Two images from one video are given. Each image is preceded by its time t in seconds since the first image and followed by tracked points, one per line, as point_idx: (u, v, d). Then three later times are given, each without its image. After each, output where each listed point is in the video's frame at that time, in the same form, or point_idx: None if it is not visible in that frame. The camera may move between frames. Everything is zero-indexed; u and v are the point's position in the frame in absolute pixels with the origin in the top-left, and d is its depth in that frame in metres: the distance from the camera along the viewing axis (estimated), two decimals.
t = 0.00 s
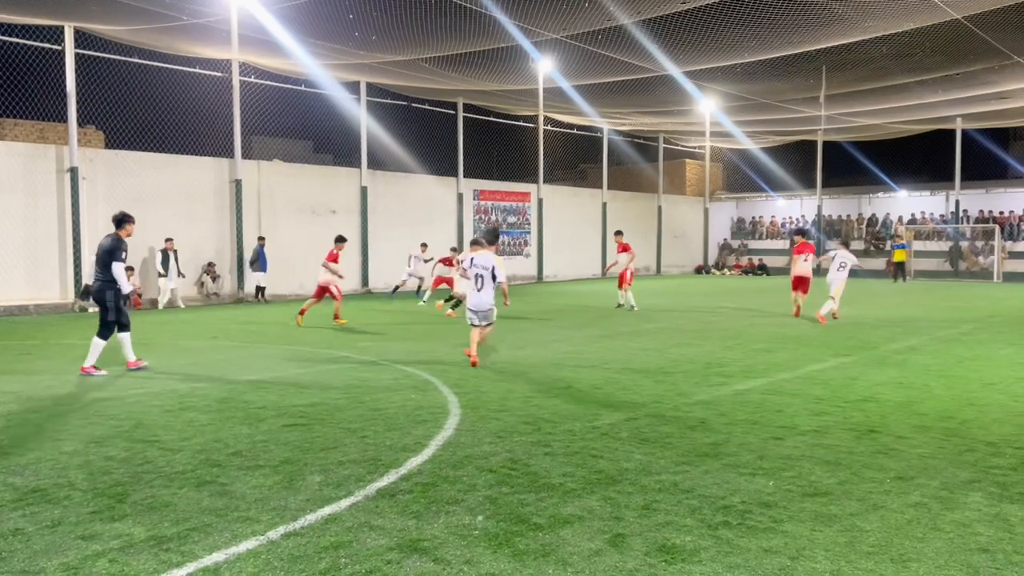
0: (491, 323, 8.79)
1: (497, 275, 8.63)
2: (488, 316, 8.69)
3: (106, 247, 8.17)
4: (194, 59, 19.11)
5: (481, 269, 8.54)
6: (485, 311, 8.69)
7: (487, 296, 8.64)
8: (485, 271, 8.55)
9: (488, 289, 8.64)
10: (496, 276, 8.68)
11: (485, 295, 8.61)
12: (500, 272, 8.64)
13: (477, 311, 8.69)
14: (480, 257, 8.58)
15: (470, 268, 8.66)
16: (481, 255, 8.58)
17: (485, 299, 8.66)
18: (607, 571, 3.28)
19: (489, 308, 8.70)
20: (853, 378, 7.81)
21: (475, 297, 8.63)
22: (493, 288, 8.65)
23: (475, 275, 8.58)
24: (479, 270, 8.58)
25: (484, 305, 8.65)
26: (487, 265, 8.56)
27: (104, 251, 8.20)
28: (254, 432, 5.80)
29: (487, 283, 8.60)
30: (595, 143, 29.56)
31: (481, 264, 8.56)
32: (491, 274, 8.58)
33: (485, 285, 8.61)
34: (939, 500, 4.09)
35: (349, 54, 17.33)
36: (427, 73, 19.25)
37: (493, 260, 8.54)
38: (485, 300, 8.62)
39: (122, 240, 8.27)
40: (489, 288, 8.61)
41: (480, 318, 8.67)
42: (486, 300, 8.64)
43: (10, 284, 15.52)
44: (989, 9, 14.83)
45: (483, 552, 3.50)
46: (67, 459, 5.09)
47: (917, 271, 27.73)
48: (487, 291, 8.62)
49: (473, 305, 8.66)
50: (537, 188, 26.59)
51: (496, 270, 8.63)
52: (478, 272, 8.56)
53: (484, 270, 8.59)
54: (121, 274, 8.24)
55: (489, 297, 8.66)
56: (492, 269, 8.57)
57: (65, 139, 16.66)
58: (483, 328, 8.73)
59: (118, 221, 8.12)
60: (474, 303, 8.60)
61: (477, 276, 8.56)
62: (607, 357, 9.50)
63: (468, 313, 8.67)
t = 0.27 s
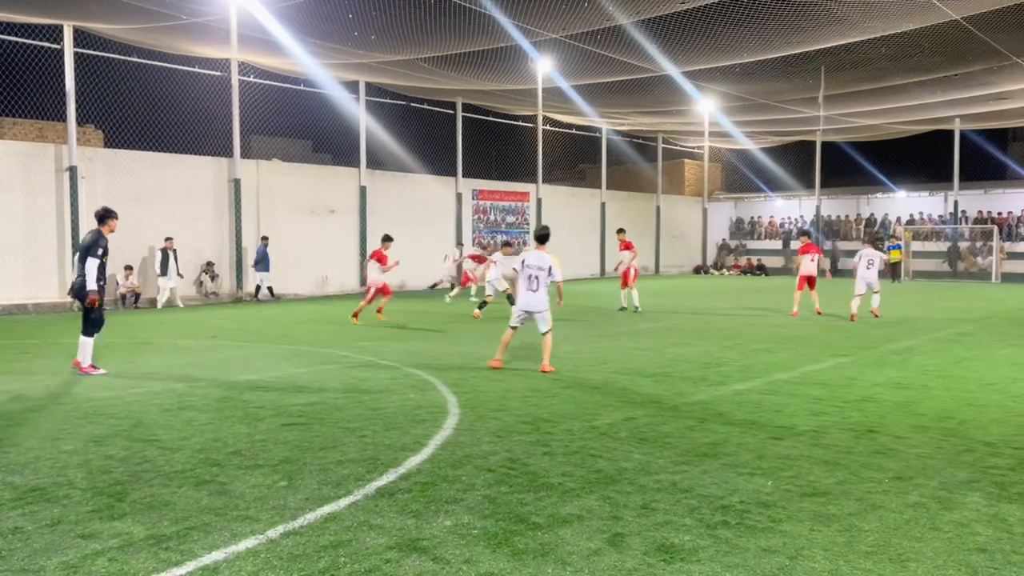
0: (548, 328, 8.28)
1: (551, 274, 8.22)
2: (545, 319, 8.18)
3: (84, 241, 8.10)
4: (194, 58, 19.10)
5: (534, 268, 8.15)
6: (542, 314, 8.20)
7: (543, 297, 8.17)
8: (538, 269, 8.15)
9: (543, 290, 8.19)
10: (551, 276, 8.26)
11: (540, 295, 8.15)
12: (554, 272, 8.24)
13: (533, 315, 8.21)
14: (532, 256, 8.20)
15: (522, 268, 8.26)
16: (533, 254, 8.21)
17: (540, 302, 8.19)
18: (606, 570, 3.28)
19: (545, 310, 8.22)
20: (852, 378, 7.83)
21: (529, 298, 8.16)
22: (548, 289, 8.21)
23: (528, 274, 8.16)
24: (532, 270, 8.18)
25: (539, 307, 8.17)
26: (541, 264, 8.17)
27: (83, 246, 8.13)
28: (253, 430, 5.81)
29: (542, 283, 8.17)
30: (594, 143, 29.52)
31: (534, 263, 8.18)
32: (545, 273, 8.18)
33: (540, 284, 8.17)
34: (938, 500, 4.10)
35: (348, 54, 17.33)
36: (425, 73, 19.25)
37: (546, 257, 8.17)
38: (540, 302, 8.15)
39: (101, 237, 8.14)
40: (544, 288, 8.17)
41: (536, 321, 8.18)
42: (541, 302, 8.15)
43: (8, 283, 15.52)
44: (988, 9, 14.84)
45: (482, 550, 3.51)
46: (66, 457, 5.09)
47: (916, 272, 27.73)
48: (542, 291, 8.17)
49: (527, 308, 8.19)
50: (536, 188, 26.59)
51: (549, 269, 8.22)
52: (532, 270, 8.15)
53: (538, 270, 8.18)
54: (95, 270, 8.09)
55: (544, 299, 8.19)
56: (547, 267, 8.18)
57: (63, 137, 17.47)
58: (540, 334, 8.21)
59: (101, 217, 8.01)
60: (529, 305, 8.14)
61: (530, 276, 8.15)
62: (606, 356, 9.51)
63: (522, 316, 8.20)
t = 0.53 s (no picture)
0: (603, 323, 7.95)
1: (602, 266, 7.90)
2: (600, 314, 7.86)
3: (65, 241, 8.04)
4: (190, 56, 19.07)
5: (583, 263, 7.83)
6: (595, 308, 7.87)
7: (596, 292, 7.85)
8: (587, 264, 7.83)
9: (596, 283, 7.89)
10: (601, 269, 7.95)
11: (594, 290, 7.82)
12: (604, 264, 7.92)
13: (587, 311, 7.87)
14: (579, 250, 7.89)
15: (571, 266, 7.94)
16: (579, 248, 7.90)
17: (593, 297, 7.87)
18: (601, 569, 3.28)
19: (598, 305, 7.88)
20: (847, 378, 7.85)
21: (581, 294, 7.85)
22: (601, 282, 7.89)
23: (578, 270, 7.86)
24: (581, 265, 7.87)
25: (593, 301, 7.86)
26: (589, 257, 7.85)
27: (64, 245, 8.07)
28: (249, 429, 5.81)
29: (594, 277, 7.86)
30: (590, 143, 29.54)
31: (581, 257, 7.87)
32: (595, 266, 7.86)
33: (592, 279, 7.85)
34: (932, 500, 4.11)
35: (345, 53, 17.31)
36: (422, 71, 19.24)
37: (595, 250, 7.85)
38: (593, 297, 7.83)
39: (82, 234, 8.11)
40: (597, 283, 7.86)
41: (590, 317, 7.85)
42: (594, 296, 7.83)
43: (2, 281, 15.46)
44: (983, 10, 14.89)
45: (478, 549, 3.51)
46: (60, 456, 5.08)
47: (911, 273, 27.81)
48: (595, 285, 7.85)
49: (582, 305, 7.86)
50: (532, 187, 26.62)
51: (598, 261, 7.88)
52: (580, 266, 7.84)
53: (587, 264, 7.88)
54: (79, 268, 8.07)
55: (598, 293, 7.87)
56: (596, 260, 7.85)
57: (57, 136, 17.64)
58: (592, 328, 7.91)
59: (81, 215, 7.99)
60: (583, 300, 7.82)
61: (580, 272, 7.85)
62: (601, 356, 9.53)
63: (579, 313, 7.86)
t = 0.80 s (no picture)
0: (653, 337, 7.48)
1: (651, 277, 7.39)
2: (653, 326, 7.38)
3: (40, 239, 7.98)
4: (180, 53, 18.97)
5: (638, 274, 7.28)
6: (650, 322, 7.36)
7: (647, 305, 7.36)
8: (642, 275, 7.29)
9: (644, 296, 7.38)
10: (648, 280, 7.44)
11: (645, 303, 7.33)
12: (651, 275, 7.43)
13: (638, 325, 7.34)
14: (628, 261, 7.31)
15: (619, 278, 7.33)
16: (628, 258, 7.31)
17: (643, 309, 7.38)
18: (591, 567, 3.29)
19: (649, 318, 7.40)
20: (836, 378, 7.90)
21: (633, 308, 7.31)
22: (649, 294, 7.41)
23: (631, 283, 7.29)
24: (631, 276, 7.30)
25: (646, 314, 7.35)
26: (640, 269, 7.31)
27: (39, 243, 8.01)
28: (238, 428, 5.78)
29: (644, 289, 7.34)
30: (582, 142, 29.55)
31: (632, 268, 7.30)
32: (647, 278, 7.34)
33: (644, 291, 7.32)
34: (920, 498, 4.14)
35: (336, 51, 17.27)
36: (413, 70, 19.20)
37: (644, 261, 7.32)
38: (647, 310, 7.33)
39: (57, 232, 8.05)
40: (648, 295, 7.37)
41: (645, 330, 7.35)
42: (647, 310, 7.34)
43: None
44: (972, 12, 14.98)
45: (468, 548, 3.51)
46: (48, 455, 5.04)
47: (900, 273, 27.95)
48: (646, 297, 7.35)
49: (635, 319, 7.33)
50: (523, 187, 26.64)
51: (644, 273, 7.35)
52: (633, 278, 7.27)
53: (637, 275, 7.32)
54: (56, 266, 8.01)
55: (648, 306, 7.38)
56: (647, 271, 7.33)
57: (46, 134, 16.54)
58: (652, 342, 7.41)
59: (56, 213, 7.94)
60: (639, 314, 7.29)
61: (631, 284, 7.28)
62: (592, 355, 9.54)
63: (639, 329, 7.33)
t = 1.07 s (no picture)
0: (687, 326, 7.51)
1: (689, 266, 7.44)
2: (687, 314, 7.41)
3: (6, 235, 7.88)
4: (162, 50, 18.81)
5: (673, 261, 7.36)
6: (683, 311, 7.39)
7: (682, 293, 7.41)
8: (678, 262, 7.37)
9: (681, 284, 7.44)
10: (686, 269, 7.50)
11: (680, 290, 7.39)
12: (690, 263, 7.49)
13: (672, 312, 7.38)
14: (664, 248, 7.42)
15: (656, 266, 7.45)
16: (666, 246, 7.43)
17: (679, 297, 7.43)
18: (575, 566, 3.30)
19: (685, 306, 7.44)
20: (818, 377, 7.96)
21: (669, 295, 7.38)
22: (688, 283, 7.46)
23: (667, 270, 7.38)
24: (668, 264, 7.40)
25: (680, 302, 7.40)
26: (677, 256, 7.39)
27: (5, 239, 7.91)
28: (221, 427, 5.75)
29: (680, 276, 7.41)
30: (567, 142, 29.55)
31: (668, 256, 7.39)
32: (684, 266, 7.41)
33: (681, 279, 7.39)
34: (900, 496, 4.19)
35: (320, 49, 17.19)
36: (398, 69, 19.14)
37: (681, 249, 7.41)
38: (682, 298, 7.39)
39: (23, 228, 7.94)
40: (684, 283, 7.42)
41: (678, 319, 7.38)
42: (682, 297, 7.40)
43: None
44: (953, 15, 15.15)
45: (452, 547, 3.51)
46: (28, 454, 4.98)
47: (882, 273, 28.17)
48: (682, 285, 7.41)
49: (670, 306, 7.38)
50: (508, 186, 26.64)
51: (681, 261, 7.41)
52: (667, 265, 7.36)
53: (673, 263, 7.40)
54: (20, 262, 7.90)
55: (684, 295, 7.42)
56: (684, 258, 7.38)
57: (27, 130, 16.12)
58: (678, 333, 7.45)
59: (22, 208, 7.84)
60: (673, 301, 7.35)
61: (666, 271, 7.38)
62: (577, 354, 9.56)
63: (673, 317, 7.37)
